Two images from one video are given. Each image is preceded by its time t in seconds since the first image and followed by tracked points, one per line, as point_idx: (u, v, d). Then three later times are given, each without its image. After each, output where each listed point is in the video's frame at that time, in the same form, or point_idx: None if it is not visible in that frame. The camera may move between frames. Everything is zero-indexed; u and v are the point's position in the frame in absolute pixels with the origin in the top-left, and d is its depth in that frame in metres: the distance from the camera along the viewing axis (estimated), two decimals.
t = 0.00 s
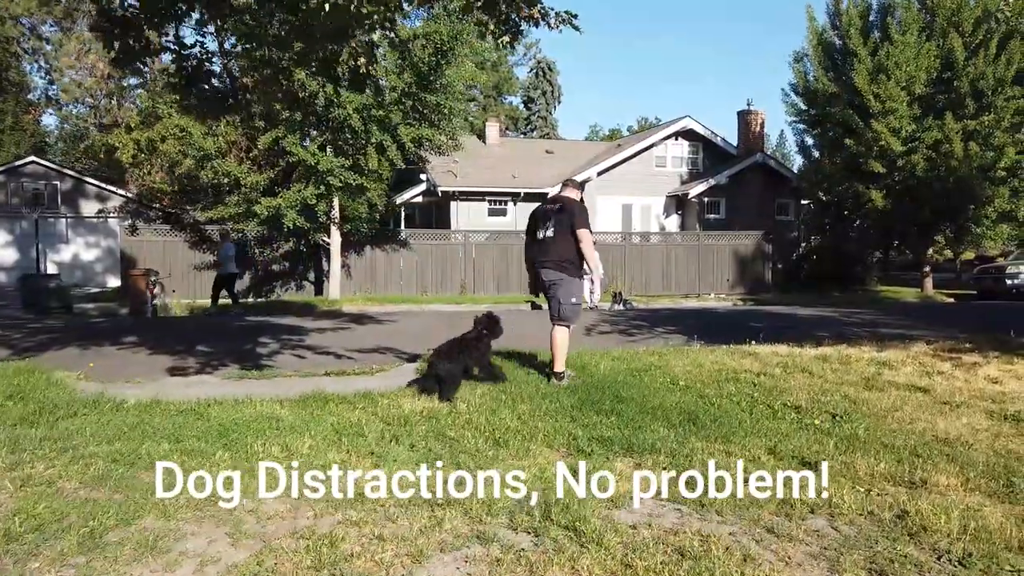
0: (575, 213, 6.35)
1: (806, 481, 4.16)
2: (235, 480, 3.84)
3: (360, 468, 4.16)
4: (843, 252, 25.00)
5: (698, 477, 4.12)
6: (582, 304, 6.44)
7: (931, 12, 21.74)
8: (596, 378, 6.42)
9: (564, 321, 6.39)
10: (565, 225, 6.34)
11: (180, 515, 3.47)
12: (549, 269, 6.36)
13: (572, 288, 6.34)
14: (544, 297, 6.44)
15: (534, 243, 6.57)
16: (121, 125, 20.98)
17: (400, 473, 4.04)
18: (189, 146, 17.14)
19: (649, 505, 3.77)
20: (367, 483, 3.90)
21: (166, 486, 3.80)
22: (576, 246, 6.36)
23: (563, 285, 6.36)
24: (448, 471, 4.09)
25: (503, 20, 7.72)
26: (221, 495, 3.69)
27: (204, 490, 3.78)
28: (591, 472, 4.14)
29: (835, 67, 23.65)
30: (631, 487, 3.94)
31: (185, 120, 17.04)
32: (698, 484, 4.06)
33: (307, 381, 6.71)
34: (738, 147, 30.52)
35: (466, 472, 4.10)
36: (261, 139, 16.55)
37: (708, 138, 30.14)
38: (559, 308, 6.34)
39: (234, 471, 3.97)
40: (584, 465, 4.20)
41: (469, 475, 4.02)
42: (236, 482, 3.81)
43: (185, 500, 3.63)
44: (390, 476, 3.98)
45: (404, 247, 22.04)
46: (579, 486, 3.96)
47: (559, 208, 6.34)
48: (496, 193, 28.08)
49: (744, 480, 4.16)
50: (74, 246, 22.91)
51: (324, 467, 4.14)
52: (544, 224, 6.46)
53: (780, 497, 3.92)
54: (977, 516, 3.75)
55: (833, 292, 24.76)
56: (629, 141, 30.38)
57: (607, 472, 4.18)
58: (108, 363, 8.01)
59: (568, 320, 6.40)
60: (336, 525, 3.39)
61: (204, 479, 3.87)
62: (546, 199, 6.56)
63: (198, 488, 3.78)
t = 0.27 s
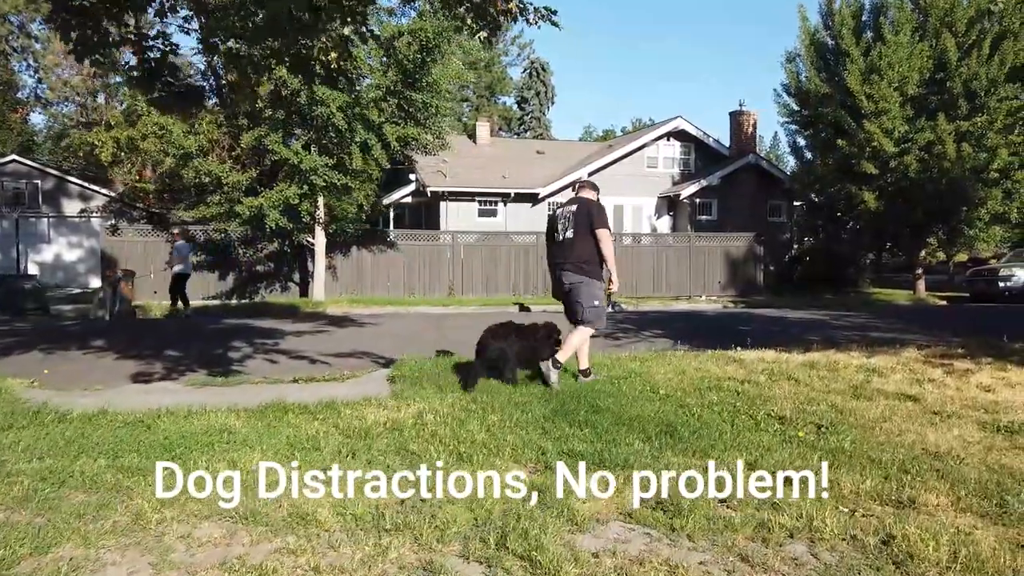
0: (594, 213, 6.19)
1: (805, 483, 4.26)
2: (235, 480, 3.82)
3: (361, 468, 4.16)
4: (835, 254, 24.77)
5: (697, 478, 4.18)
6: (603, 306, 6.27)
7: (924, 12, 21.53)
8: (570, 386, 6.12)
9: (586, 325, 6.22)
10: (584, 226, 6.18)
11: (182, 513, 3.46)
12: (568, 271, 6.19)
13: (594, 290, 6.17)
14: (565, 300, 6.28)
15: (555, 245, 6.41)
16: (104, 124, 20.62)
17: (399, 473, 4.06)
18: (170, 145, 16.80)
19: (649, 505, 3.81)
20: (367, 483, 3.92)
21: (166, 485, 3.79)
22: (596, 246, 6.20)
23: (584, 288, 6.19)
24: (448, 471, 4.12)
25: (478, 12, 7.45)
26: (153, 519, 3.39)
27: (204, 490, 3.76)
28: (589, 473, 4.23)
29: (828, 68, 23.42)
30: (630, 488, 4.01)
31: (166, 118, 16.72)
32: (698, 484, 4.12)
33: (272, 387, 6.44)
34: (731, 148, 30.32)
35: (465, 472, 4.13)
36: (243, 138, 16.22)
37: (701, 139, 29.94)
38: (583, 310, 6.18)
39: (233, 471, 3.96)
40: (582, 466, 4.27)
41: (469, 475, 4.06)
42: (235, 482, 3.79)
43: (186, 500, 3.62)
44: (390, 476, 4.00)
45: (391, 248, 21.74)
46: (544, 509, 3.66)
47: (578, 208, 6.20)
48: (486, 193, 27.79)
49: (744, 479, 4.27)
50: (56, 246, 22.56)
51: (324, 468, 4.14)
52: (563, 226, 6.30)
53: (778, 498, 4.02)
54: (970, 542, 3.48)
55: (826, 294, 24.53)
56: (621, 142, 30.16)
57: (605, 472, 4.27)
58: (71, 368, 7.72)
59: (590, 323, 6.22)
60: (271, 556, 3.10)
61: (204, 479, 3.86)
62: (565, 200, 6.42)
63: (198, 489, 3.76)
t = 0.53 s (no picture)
0: (604, 220, 6.41)
1: (806, 481, 4.27)
2: (234, 481, 3.83)
3: (359, 468, 4.16)
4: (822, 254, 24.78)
5: (699, 479, 4.22)
6: (617, 310, 6.44)
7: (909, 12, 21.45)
8: (523, 394, 5.85)
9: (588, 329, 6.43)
10: (594, 232, 6.41)
11: (132, 520, 3.37)
12: (576, 276, 6.43)
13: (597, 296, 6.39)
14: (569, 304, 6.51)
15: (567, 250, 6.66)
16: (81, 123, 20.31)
17: (400, 473, 4.05)
18: (146, 145, 16.55)
19: (650, 506, 3.83)
20: (366, 483, 3.92)
21: (165, 486, 3.81)
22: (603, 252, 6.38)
23: (588, 294, 6.40)
24: (446, 471, 4.10)
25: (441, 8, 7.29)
26: (58, 536, 3.20)
27: (204, 491, 3.78)
28: (590, 472, 4.19)
29: (814, 68, 23.33)
30: (632, 486, 4.02)
31: (141, 118, 16.46)
32: (698, 486, 4.16)
33: (217, 392, 6.20)
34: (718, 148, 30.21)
35: (464, 472, 4.11)
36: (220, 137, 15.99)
37: (688, 139, 29.84)
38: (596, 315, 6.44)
39: (233, 471, 3.96)
40: (583, 464, 4.23)
41: (470, 474, 4.06)
42: (235, 484, 3.80)
43: (183, 501, 3.63)
44: (391, 476, 4.00)
45: (374, 249, 21.54)
46: (478, 525, 3.44)
47: (591, 215, 6.44)
48: (472, 194, 27.60)
49: (745, 479, 4.29)
50: (35, 248, 22.30)
51: (323, 468, 4.13)
52: (575, 231, 6.55)
53: (777, 500, 4.05)
54: (928, 560, 3.29)
55: (813, 295, 24.45)
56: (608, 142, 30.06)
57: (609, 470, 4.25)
58: (26, 373, 7.53)
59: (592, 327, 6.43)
60: None
61: (204, 479, 3.87)
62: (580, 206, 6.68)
63: (197, 490, 3.78)
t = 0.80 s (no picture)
0: (605, 221, 6.37)
1: (805, 482, 4.35)
2: (235, 481, 3.89)
3: (358, 468, 4.25)
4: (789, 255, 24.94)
5: (697, 478, 4.31)
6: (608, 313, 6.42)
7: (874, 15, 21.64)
8: (461, 401, 5.67)
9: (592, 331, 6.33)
10: (596, 233, 6.36)
11: (19, 541, 3.24)
12: (580, 277, 6.35)
13: (602, 297, 6.33)
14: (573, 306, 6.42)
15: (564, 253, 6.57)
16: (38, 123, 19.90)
17: (400, 473, 4.16)
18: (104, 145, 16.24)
19: (646, 506, 3.97)
20: (366, 482, 4.04)
21: (166, 487, 3.89)
22: (606, 253, 6.36)
23: (592, 295, 6.33)
24: (446, 471, 4.20)
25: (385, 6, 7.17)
26: None
27: (204, 491, 3.85)
28: (589, 473, 4.30)
29: (781, 70, 23.48)
30: (632, 485, 4.14)
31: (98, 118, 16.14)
32: (697, 485, 4.25)
33: (146, 400, 6.00)
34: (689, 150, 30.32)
35: (465, 472, 4.21)
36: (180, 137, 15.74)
37: (659, 141, 29.92)
38: (584, 314, 6.31)
39: (233, 471, 4.03)
40: (581, 466, 4.34)
41: (470, 474, 4.16)
42: (235, 483, 3.87)
43: (184, 501, 3.71)
44: (390, 476, 4.11)
45: (341, 251, 21.35)
46: (388, 540, 3.31)
47: (589, 215, 6.39)
48: (442, 195, 27.45)
49: (745, 480, 4.37)
50: None
51: (323, 468, 4.22)
52: (573, 233, 6.47)
53: (778, 499, 4.13)
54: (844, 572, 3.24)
55: (781, 296, 24.60)
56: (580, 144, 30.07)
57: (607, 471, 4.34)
58: None
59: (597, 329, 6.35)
60: None
61: (204, 479, 3.94)
62: (574, 208, 6.60)
63: (198, 489, 3.85)
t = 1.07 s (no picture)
0: (543, 221, 6.56)
1: (805, 482, 4.46)
2: (234, 480, 4.02)
3: (359, 468, 4.34)
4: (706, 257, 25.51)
5: (697, 478, 4.44)
6: (561, 307, 6.62)
7: (785, 24, 22.24)
8: (346, 407, 5.46)
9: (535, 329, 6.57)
10: (534, 234, 6.55)
11: None
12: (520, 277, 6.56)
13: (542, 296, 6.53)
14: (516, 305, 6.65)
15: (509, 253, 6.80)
16: None
17: (400, 472, 4.24)
18: None
19: (646, 504, 4.08)
20: (367, 482, 4.10)
21: (166, 485, 3.98)
22: (544, 253, 6.55)
23: (533, 295, 6.54)
24: (447, 471, 4.30)
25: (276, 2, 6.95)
26: None
27: (204, 490, 3.96)
28: (589, 473, 4.42)
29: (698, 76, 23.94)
30: (631, 486, 4.26)
31: None
32: (697, 485, 4.37)
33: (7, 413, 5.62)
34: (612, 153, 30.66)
35: (465, 471, 4.31)
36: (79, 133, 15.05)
37: (583, 143, 30.16)
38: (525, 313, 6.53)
39: (233, 471, 4.16)
40: (583, 466, 4.48)
41: (470, 474, 4.26)
42: (235, 484, 3.99)
43: (186, 500, 3.82)
44: (390, 475, 4.18)
45: (256, 252, 20.81)
46: (231, 564, 3.16)
47: (528, 216, 6.59)
48: (364, 195, 27.06)
49: (745, 479, 4.49)
50: None
51: (323, 468, 4.30)
52: (515, 234, 6.70)
53: (776, 498, 4.24)
54: None
55: (699, 296, 25.14)
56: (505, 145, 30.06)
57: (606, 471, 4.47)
58: None
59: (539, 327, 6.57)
60: None
61: (204, 479, 4.06)
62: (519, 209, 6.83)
63: (198, 489, 3.96)
